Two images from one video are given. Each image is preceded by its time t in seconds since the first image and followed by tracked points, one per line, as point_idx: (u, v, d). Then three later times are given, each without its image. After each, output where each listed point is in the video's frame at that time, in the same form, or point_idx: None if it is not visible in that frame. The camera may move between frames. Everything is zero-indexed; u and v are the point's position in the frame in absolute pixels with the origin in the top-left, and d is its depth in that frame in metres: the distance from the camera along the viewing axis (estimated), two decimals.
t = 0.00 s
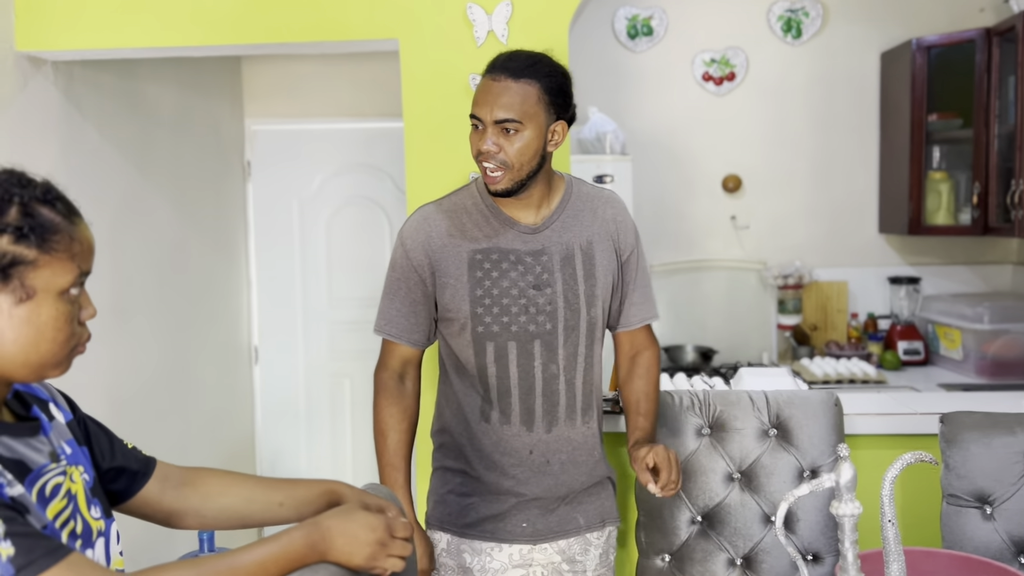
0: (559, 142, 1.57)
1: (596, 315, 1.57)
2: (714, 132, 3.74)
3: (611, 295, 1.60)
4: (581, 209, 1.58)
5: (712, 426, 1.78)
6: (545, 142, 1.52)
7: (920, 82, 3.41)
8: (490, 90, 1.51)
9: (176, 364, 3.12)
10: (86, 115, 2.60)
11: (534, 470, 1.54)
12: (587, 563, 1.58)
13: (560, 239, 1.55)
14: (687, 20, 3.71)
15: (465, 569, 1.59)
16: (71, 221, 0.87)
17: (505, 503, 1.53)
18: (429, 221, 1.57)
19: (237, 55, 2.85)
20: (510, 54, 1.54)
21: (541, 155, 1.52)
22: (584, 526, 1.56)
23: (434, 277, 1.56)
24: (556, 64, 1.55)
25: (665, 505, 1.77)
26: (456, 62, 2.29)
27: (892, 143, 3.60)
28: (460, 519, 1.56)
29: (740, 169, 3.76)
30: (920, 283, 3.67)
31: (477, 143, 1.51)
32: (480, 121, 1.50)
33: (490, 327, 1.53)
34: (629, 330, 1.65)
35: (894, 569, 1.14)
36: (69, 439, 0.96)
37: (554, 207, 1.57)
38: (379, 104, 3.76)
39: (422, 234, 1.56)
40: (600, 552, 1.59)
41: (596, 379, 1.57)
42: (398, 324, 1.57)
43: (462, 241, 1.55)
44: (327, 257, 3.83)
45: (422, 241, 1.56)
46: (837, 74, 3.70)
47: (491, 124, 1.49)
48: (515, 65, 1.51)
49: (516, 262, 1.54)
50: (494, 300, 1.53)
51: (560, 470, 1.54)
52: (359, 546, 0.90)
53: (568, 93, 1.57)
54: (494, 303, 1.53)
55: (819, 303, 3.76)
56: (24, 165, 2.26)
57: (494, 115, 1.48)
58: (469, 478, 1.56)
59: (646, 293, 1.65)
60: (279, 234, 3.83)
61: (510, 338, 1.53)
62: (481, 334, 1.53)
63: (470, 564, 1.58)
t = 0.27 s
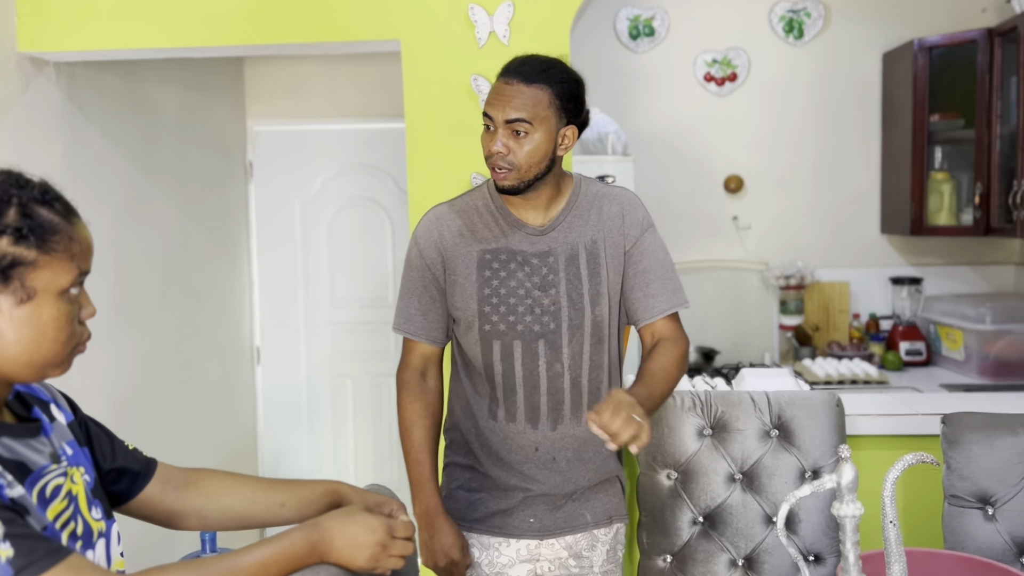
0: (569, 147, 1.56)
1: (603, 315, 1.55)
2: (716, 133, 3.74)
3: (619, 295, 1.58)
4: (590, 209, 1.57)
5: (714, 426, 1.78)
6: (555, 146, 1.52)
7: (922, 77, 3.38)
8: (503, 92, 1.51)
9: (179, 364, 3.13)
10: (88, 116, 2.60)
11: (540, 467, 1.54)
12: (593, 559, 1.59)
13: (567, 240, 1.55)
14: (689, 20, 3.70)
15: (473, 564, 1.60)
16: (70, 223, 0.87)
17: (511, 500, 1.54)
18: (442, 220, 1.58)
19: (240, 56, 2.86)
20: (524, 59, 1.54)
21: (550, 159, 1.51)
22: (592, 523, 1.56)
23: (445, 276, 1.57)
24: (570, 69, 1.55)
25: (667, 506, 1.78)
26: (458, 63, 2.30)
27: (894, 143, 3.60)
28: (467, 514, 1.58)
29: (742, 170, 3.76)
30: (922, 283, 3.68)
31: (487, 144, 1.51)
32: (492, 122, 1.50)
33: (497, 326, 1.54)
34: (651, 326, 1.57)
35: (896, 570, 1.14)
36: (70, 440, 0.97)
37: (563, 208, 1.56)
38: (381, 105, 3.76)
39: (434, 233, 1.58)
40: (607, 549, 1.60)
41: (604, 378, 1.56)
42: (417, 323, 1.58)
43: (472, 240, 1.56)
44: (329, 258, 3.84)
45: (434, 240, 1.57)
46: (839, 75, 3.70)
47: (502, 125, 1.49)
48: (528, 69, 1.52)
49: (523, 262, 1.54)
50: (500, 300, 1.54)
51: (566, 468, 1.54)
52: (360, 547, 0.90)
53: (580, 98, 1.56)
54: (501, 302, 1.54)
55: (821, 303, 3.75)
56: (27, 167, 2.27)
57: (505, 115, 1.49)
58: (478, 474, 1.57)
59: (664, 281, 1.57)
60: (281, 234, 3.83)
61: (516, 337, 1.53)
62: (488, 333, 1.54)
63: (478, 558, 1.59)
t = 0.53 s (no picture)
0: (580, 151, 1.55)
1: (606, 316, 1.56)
2: (716, 133, 3.74)
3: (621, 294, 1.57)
4: (592, 207, 1.55)
5: (713, 427, 1.78)
6: (569, 152, 1.51)
7: (923, 82, 3.40)
8: (517, 98, 1.49)
9: (179, 365, 3.13)
10: (88, 116, 2.60)
11: (544, 464, 1.53)
12: (597, 558, 1.59)
13: (570, 240, 1.54)
14: (689, 21, 3.71)
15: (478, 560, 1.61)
16: (67, 221, 0.87)
17: (515, 498, 1.54)
18: (450, 221, 1.59)
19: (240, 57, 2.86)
20: (535, 65, 1.52)
21: (563, 164, 1.50)
22: (596, 520, 1.56)
23: (452, 275, 1.59)
24: (579, 73, 1.54)
25: (667, 507, 1.77)
26: (458, 64, 2.30)
27: (894, 144, 3.60)
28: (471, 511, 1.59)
29: (741, 171, 3.76)
30: (922, 283, 3.67)
31: (501, 150, 1.49)
32: (507, 128, 1.48)
33: (501, 326, 1.55)
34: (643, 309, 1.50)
35: (894, 570, 1.14)
36: (69, 441, 0.97)
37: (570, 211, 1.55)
38: (381, 106, 3.76)
39: (443, 233, 1.59)
40: (610, 547, 1.59)
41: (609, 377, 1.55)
42: (427, 321, 1.60)
43: (478, 241, 1.57)
44: (329, 258, 3.84)
45: (443, 241, 1.58)
46: (839, 76, 3.70)
47: (518, 131, 1.47)
48: (540, 75, 1.50)
49: (528, 264, 1.55)
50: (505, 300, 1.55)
51: (570, 466, 1.53)
52: (359, 549, 0.90)
53: (588, 102, 1.56)
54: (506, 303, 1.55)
55: (821, 304, 3.76)
56: (27, 168, 2.27)
57: (520, 122, 1.47)
58: (482, 470, 1.57)
59: (660, 270, 1.51)
60: (281, 235, 3.84)
61: (519, 336, 1.54)
62: (492, 332, 1.55)
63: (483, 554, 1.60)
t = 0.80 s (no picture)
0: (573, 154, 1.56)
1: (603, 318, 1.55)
2: (715, 134, 3.75)
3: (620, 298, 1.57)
4: (590, 209, 1.55)
5: (712, 428, 1.78)
6: (559, 155, 1.52)
7: (921, 83, 3.40)
8: (507, 102, 1.51)
9: (179, 366, 3.13)
10: (87, 117, 2.61)
11: (541, 466, 1.54)
12: (595, 558, 1.58)
13: (568, 241, 1.54)
14: (688, 22, 3.71)
15: (476, 560, 1.61)
16: (65, 220, 0.87)
17: (514, 498, 1.54)
18: (446, 223, 1.60)
19: (239, 57, 2.86)
20: (528, 68, 1.54)
21: (554, 168, 1.51)
22: (594, 521, 1.56)
23: (449, 277, 1.59)
24: (573, 77, 1.54)
25: (665, 507, 1.78)
26: (456, 65, 2.30)
27: (893, 144, 3.60)
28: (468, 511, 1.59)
29: (740, 172, 3.77)
30: (920, 284, 3.68)
31: (492, 153, 1.51)
32: (496, 132, 1.50)
33: (497, 327, 1.55)
34: (644, 315, 1.51)
35: (891, 571, 1.14)
36: (68, 442, 0.97)
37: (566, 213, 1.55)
38: (381, 107, 3.77)
39: (439, 235, 1.59)
40: (608, 547, 1.59)
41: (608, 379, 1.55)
42: (421, 321, 1.60)
43: (474, 243, 1.57)
44: (329, 259, 3.84)
45: (440, 243, 1.58)
46: (838, 77, 3.71)
47: (507, 135, 1.49)
48: (532, 78, 1.51)
49: (524, 265, 1.55)
50: (501, 302, 1.55)
51: (566, 467, 1.54)
52: (356, 550, 0.90)
53: (584, 106, 1.56)
54: (502, 305, 1.55)
55: (820, 305, 3.76)
56: (26, 169, 2.27)
57: (508, 126, 1.48)
58: (480, 472, 1.58)
59: (662, 275, 1.52)
60: (280, 236, 3.84)
61: (517, 338, 1.54)
62: (488, 334, 1.55)
63: (481, 554, 1.60)
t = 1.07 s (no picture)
0: (566, 149, 1.57)
1: (600, 319, 1.56)
2: (713, 135, 3.75)
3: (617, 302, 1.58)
4: (587, 212, 1.57)
5: (709, 429, 1.79)
6: (553, 150, 1.52)
7: (918, 84, 3.40)
8: (500, 98, 1.51)
9: (177, 367, 3.13)
10: (85, 118, 2.61)
11: (537, 468, 1.54)
12: (591, 559, 1.59)
13: (565, 243, 1.55)
14: (686, 23, 3.71)
15: (471, 564, 1.60)
16: (61, 220, 0.87)
17: (510, 501, 1.54)
18: (440, 223, 1.59)
19: (237, 58, 2.86)
20: (519, 63, 1.54)
21: (548, 163, 1.51)
22: (591, 525, 1.57)
23: (442, 278, 1.58)
24: (564, 73, 1.55)
25: (663, 508, 1.78)
26: (453, 66, 2.30)
27: (891, 145, 3.61)
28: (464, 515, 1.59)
29: (739, 173, 3.77)
30: (918, 285, 3.69)
31: (485, 149, 1.51)
32: (489, 128, 1.50)
33: (492, 328, 1.55)
34: (655, 330, 1.60)
35: (888, 572, 1.14)
36: (66, 443, 0.97)
37: (561, 212, 1.56)
38: (379, 107, 3.77)
39: (432, 235, 1.58)
40: (604, 549, 1.60)
41: (602, 381, 1.56)
42: (412, 323, 1.59)
43: (469, 243, 1.57)
44: (327, 260, 3.84)
45: (432, 243, 1.58)
46: (836, 78, 3.71)
47: (500, 132, 1.49)
48: (524, 74, 1.52)
49: (521, 265, 1.55)
50: (497, 302, 1.55)
51: (561, 469, 1.54)
52: (353, 552, 0.90)
53: (576, 102, 1.57)
54: (497, 305, 1.55)
55: (818, 306, 3.77)
56: (24, 170, 2.27)
57: (502, 122, 1.48)
58: (475, 476, 1.58)
59: (665, 286, 1.59)
60: (278, 237, 3.84)
61: (512, 339, 1.54)
62: (483, 334, 1.55)
63: (476, 559, 1.59)
